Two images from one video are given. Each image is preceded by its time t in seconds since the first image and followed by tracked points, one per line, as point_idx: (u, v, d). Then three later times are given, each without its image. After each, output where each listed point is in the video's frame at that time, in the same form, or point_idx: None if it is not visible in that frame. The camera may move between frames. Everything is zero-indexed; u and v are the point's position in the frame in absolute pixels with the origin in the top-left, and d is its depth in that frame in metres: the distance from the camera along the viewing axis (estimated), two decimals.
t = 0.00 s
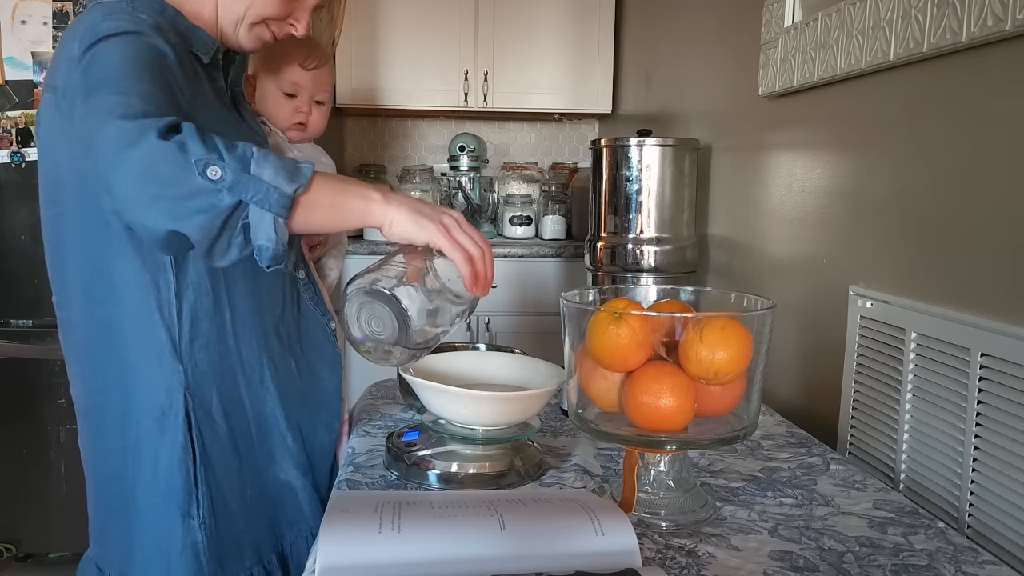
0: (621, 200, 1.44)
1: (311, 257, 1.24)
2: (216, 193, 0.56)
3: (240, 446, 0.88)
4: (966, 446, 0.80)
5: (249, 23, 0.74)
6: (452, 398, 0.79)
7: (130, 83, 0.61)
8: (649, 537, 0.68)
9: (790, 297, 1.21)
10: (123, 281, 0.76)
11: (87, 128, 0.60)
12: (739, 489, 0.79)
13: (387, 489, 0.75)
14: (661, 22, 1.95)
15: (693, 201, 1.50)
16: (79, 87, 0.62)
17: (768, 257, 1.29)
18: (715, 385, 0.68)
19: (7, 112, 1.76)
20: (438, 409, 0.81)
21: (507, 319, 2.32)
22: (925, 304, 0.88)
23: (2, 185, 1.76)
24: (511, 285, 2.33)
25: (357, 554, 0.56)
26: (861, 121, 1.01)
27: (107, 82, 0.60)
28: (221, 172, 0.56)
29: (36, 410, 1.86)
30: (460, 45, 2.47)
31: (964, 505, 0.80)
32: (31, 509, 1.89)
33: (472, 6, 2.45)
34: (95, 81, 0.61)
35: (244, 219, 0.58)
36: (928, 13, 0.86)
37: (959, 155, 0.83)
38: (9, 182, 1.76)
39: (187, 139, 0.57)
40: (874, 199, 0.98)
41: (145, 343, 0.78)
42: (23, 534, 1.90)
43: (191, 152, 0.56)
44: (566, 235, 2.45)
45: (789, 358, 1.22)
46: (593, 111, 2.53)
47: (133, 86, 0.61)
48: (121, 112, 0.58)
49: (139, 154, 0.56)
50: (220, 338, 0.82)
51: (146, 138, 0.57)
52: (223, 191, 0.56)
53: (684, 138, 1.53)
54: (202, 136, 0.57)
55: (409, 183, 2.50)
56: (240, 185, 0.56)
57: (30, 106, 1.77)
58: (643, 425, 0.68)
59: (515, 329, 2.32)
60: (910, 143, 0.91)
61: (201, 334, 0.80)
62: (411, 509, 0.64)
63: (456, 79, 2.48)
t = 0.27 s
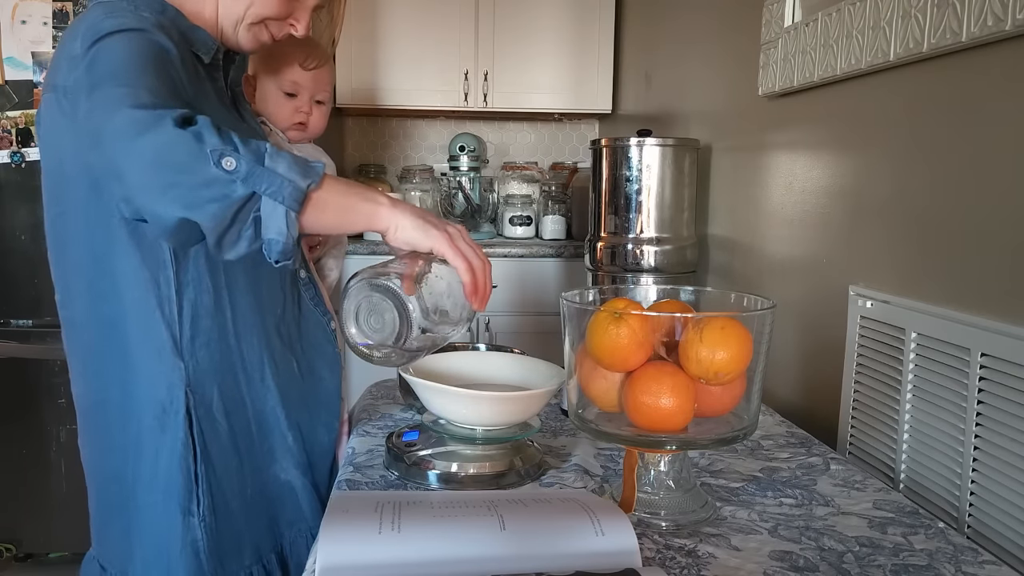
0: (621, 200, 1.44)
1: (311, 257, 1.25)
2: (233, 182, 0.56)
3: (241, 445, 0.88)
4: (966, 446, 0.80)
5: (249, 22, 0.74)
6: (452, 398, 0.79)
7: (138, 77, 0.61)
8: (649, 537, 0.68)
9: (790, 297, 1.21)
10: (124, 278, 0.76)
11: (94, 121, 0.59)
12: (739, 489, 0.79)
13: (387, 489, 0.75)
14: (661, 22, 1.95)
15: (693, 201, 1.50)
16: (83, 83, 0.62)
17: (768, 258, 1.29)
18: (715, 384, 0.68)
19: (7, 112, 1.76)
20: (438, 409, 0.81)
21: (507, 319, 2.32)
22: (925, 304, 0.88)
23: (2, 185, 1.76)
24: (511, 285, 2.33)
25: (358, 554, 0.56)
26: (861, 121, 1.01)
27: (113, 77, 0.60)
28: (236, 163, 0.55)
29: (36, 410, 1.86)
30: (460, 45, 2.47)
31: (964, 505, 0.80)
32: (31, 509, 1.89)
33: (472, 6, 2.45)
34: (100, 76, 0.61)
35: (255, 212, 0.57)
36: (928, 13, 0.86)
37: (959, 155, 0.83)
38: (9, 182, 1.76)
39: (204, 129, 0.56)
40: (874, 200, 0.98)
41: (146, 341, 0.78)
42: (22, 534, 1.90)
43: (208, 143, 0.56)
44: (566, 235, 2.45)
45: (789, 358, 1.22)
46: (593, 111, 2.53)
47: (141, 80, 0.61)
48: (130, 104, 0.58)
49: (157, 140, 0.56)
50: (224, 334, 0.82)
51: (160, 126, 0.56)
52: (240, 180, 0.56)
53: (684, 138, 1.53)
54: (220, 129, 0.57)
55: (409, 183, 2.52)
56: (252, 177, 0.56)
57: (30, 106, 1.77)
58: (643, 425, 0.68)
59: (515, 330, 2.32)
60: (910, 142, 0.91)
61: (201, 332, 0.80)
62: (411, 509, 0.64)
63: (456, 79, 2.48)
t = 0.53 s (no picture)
0: (621, 200, 1.44)
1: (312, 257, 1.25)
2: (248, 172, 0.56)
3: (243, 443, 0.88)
4: (965, 446, 0.80)
5: (249, 23, 0.74)
6: (452, 398, 0.79)
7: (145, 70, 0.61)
8: (649, 537, 0.68)
9: (790, 297, 1.21)
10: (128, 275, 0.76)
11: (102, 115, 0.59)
12: (739, 489, 0.79)
13: (387, 489, 0.75)
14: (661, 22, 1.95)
15: (693, 201, 1.50)
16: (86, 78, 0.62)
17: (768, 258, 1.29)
18: (715, 384, 0.68)
19: (7, 112, 1.76)
20: (438, 409, 0.81)
21: (507, 319, 2.32)
22: (925, 304, 0.88)
23: (2, 185, 1.76)
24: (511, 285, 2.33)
25: (358, 554, 0.56)
26: (860, 121, 1.01)
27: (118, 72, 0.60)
28: (247, 155, 0.56)
29: (36, 410, 1.86)
30: (461, 45, 2.47)
31: (963, 505, 0.80)
32: (31, 509, 1.89)
33: (472, 6, 2.45)
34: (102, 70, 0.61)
35: (264, 204, 0.57)
36: (928, 13, 0.86)
37: (959, 155, 0.83)
38: (9, 182, 1.76)
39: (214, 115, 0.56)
40: (874, 200, 0.98)
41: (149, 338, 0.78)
42: (23, 534, 1.90)
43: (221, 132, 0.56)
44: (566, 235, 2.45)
45: (789, 359, 1.22)
46: (593, 111, 2.53)
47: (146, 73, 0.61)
48: (137, 97, 0.58)
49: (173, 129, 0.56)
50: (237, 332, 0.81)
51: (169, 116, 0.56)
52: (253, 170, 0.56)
53: (684, 138, 1.53)
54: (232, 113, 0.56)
55: (409, 183, 2.51)
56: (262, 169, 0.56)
57: (30, 106, 1.76)
58: (643, 425, 0.68)
59: (515, 330, 2.32)
60: (909, 142, 0.91)
61: (203, 330, 0.80)
62: (411, 509, 0.65)
63: (456, 79, 2.48)
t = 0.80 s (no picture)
0: (621, 199, 1.44)
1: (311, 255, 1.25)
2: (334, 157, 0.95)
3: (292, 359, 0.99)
4: (966, 446, 0.80)
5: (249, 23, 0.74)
6: (452, 399, 0.78)
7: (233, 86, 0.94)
8: (650, 538, 0.68)
9: (791, 297, 1.21)
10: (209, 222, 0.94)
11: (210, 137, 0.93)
12: (740, 490, 0.79)
13: (387, 489, 0.75)
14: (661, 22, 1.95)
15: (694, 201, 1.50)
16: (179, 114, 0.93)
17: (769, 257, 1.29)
18: (716, 385, 0.67)
19: (6, 112, 1.75)
20: (438, 410, 0.81)
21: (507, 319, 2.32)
22: (925, 304, 0.88)
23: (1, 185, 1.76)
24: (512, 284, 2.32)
25: (358, 555, 0.56)
26: (861, 120, 1.01)
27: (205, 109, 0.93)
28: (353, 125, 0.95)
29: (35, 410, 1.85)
30: (461, 44, 2.46)
31: (964, 505, 0.80)
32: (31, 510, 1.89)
33: (472, 6, 2.45)
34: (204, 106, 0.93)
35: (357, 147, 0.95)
36: (929, 13, 0.86)
37: (959, 154, 0.83)
38: (8, 182, 1.76)
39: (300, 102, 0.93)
40: (874, 200, 0.98)
41: (220, 263, 0.95)
42: (22, 534, 1.89)
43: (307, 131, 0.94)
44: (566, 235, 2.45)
45: (789, 359, 1.22)
46: (593, 111, 2.53)
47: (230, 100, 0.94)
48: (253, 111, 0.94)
49: (276, 130, 0.93)
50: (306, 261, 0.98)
51: (234, 131, 0.93)
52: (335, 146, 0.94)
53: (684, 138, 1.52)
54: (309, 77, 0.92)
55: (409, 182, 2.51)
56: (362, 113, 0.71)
57: (30, 106, 1.74)
58: (643, 426, 0.67)
59: (515, 330, 2.32)
60: (908, 141, 0.91)
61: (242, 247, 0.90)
62: (411, 510, 0.64)
63: (456, 79, 2.47)
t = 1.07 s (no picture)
0: (621, 199, 1.44)
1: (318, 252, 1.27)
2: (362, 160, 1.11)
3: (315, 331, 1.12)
4: (966, 446, 0.80)
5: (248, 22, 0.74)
6: (452, 399, 0.78)
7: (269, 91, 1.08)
8: (650, 538, 0.68)
9: (790, 297, 1.21)
10: (257, 212, 1.08)
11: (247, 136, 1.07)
12: (740, 490, 0.79)
13: (387, 489, 0.75)
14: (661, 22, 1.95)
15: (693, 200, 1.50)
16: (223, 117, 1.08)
17: (768, 257, 1.29)
18: (715, 385, 0.67)
19: (6, 112, 1.75)
20: (438, 410, 0.80)
21: (507, 319, 2.31)
22: (925, 304, 0.88)
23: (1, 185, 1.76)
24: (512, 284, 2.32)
25: (359, 555, 0.56)
26: (860, 120, 1.01)
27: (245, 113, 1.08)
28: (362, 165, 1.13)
29: (35, 410, 1.85)
30: (461, 45, 2.46)
31: (964, 506, 0.80)
32: (31, 510, 1.89)
33: (472, 6, 2.45)
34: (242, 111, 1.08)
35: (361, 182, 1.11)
36: (929, 12, 0.86)
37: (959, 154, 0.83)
38: (8, 182, 1.76)
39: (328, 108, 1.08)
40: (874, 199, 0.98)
41: (261, 248, 1.08)
42: (21, 534, 1.89)
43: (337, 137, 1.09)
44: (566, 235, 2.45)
45: (789, 359, 1.22)
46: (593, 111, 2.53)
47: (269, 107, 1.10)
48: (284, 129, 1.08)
49: (308, 132, 1.08)
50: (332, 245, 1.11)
51: (298, 156, 1.08)
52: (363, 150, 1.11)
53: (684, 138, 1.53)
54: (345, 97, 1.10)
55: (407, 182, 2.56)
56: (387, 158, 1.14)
57: (30, 105, 1.74)
58: (644, 426, 0.67)
59: (515, 330, 2.32)
60: (909, 141, 0.91)
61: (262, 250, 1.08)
62: (412, 510, 0.64)
63: (456, 79, 2.47)
